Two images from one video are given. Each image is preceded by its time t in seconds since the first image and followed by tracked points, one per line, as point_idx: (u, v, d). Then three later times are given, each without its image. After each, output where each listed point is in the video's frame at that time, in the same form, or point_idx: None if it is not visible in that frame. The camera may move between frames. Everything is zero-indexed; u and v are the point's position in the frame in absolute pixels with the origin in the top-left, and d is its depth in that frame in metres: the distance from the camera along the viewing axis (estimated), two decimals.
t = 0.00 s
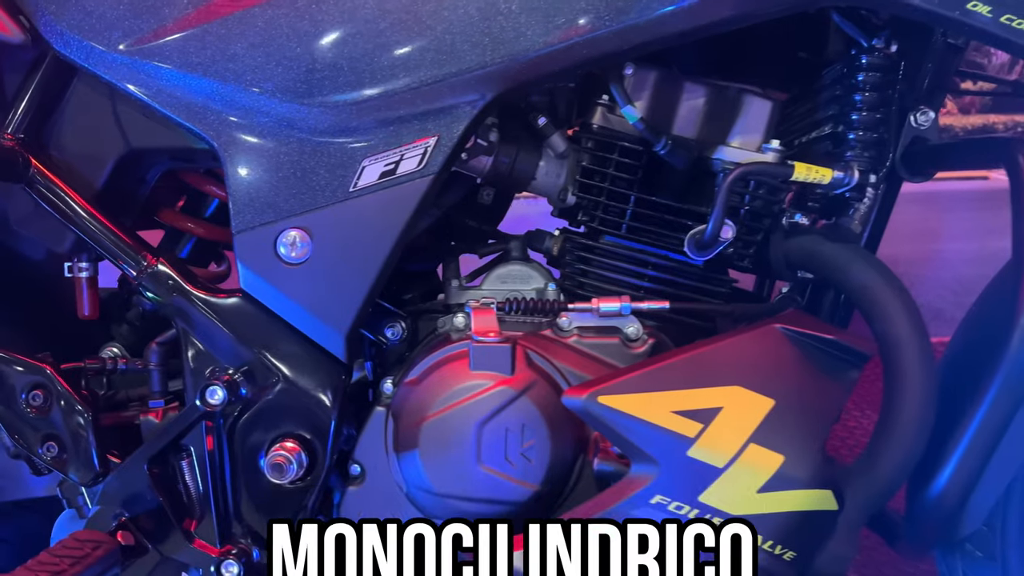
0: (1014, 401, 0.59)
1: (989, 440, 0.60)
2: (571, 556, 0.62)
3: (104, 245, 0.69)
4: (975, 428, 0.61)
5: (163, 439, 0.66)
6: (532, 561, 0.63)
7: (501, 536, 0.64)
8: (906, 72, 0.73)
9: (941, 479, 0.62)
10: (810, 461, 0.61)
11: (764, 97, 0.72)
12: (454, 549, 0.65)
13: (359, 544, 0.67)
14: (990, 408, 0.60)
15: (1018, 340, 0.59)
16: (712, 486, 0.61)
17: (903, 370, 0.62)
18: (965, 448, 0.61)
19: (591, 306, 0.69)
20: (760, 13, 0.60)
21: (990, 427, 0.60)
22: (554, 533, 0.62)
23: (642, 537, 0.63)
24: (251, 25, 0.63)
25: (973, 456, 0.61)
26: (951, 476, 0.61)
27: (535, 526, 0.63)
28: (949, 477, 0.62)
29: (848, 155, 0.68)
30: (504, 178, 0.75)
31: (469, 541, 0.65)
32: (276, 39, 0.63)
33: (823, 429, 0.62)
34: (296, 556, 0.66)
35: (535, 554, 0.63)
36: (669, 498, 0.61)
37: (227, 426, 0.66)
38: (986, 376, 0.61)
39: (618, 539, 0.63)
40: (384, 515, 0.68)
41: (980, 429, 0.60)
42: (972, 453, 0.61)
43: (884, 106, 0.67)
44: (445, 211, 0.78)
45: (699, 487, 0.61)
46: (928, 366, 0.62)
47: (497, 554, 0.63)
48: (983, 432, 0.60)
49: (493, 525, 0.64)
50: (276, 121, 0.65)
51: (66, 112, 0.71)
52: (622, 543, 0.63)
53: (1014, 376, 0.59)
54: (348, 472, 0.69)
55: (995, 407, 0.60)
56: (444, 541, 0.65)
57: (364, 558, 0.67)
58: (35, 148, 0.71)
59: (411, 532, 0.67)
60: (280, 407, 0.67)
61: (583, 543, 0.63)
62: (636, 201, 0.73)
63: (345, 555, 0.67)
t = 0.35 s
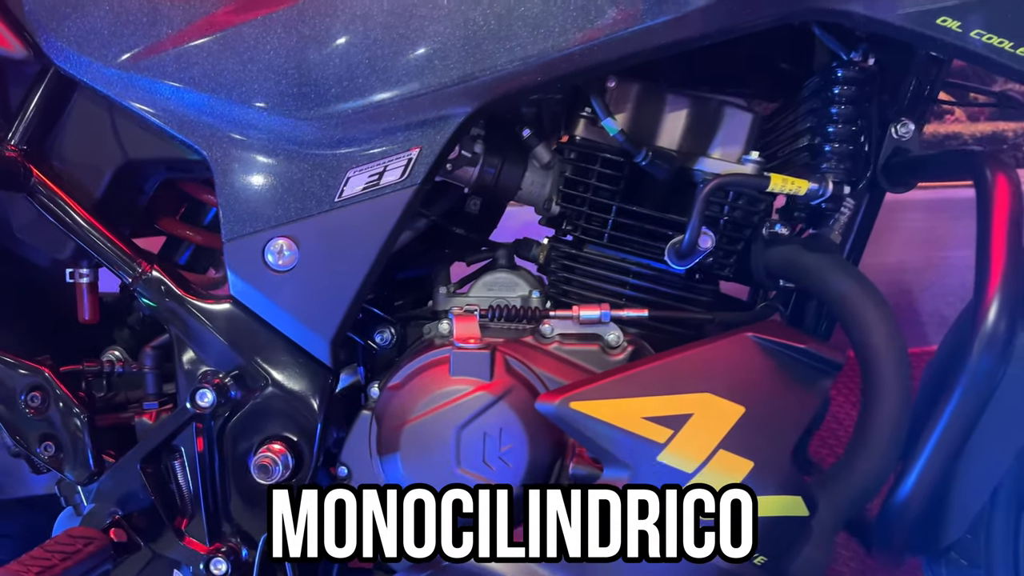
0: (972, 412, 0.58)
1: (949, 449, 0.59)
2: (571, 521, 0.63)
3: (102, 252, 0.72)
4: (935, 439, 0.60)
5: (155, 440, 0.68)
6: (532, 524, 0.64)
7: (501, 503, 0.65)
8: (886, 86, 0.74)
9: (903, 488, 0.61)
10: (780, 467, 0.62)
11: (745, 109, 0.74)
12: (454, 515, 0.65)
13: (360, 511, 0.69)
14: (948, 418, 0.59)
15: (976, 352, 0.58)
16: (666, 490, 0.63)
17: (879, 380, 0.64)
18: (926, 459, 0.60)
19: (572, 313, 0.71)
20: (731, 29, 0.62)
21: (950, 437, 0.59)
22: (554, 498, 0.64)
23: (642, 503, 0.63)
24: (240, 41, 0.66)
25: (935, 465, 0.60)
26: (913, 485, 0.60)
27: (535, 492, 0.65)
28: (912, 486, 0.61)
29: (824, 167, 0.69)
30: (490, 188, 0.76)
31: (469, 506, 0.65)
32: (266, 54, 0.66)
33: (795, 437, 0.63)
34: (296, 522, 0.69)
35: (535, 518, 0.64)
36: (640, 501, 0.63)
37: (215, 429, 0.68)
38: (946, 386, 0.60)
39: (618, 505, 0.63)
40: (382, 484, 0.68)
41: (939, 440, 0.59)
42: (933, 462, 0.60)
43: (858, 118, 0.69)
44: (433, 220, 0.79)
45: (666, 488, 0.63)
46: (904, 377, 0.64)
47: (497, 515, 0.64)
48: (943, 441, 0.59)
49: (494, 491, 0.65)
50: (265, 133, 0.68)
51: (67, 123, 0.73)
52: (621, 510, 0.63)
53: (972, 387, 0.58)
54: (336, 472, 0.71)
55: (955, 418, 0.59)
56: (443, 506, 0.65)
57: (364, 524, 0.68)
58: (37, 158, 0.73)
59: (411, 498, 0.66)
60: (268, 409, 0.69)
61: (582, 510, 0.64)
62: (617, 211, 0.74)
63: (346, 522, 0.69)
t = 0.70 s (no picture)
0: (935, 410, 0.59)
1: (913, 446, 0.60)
2: (571, 521, 0.63)
3: (99, 253, 0.74)
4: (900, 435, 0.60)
5: (148, 436, 0.70)
6: (531, 524, 0.65)
7: (501, 503, 0.66)
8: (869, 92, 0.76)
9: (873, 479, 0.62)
10: (753, 468, 0.63)
11: (726, 115, 0.75)
12: (455, 514, 0.66)
13: (361, 511, 0.69)
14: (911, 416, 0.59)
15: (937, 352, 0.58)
16: (649, 490, 0.63)
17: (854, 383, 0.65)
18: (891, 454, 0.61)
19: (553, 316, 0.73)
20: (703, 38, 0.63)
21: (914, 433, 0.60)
22: (554, 499, 0.65)
23: (641, 504, 0.63)
24: (231, 51, 0.69)
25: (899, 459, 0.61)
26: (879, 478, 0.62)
27: (535, 492, 0.66)
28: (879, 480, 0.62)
29: (801, 172, 0.69)
30: (477, 193, 0.78)
31: (469, 505, 0.66)
32: (255, 64, 0.68)
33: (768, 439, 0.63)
34: (296, 522, 0.70)
35: (535, 519, 0.65)
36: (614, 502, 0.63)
37: (206, 425, 0.71)
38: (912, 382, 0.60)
39: (618, 505, 0.63)
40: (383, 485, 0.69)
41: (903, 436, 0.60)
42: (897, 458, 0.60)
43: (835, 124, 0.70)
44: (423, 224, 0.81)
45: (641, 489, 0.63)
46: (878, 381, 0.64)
47: (498, 515, 0.66)
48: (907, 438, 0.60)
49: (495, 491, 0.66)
50: (254, 140, 0.70)
51: (68, 131, 0.76)
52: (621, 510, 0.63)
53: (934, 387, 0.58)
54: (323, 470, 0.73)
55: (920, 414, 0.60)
56: (443, 506, 0.67)
57: (364, 524, 0.69)
58: (39, 164, 0.76)
59: (411, 498, 0.67)
60: (256, 406, 0.71)
61: (581, 511, 0.64)
62: (600, 215, 0.76)
63: (346, 522, 0.69)
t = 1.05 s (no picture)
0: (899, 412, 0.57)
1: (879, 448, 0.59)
2: (571, 521, 0.64)
3: (95, 253, 0.76)
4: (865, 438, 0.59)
5: (139, 430, 0.73)
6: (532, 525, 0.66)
7: (502, 504, 0.67)
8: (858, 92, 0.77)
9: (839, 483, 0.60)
10: (724, 466, 0.64)
11: (708, 118, 0.76)
12: (456, 513, 0.67)
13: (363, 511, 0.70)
14: (876, 418, 0.58)
15: (901, 353, 0.57)
16: (644, 489, 0.64)
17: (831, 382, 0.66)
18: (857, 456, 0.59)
19: (534, 315, 0.74)
20: (674, 43, 0.64)
21: (879, 436, 0.58)
22: (554, 500, 0.65)
23: (641, 503, 0.64)
24: (221, 58, 0.71)
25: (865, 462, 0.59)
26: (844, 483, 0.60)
27: (535, 492, 0.65)
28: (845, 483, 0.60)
29: (778, 175, 0.70)
30: (463, 194, 0.80)
31: (469, 505, 0.67)
32: (244, 70, 0.71)
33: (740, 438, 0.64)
34: (296, 522, 0.71)
35: (535, 520, 0.65)
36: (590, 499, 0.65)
37: (196, 420, 0.73)
38: (877, 384, 0.59)
39: (617, 505, 0.64)
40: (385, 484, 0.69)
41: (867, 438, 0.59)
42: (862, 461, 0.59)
43: (812, 127, 0.70)
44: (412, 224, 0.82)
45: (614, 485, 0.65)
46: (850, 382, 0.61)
47: (498, 515, 0.66)
48: (872, 440, 0.59)
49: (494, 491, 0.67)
50: (243, 143, 0.72)
51: (67, 134, 0.79)
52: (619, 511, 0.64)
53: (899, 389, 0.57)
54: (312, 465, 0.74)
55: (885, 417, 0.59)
56: (444, 506, 0.67)
57: (365, 524, 0.70)
58: (40, 166, 0.79)
59: (411, 498, 0.68)
60: (244, 402, 0.73)
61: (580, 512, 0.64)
62: (583, 217, 0.77)
63: (346, 522, 0.70)
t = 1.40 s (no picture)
0: (869, 418, 0.56)
1: (850, 454, 0.57)
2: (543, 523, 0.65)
3: (93, 254, 0.78)
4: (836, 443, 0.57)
5: (134, 427, 0.75)
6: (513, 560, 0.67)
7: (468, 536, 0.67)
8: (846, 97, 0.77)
9: (808, 488, 0.59)
10: (701, 468, 0.64)
11: (694, 123, 0.77)
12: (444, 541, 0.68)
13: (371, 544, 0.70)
14: (846, 423, 0.57)
15: (871, 355, 0.56)
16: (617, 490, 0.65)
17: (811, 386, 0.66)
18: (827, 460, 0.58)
19: (520, 317, 0.75)
20: (653, 50, 0.65)
21: (849, 441, 0.57)
22: (540, 535, 0.66)
23: (607, 537, 0.65)
24: (214, 64, 0.73)
25: (834, 468, 0.58)
26: (814, 489, 0.59)
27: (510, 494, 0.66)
28: (816, 487, 0.59)
29: (760, 179, 0.71)
30: (453, 198, 0.81)
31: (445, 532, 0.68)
32: (236, 76, 0.72)
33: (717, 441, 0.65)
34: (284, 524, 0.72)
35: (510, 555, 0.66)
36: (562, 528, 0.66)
37: (188, 417, 0.75)
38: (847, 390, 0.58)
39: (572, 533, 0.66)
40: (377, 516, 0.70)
41: (837, 444, 0.57)
42: (832, 467, 0.58)
43: (795, 132, 0.71)
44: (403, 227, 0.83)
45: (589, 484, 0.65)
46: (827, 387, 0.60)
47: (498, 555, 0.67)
48: (841, 445, 0.57)
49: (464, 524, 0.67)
50: (234, 148, 0.74)
51: (67, 138, 0.81)
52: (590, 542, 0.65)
53: (869, 392, 0.56)
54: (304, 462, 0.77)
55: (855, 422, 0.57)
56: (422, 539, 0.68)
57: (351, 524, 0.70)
58: (42, 170, 0.81)
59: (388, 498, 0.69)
60: (236, 400, 0.74)
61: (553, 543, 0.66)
62: (570, 220, 0.78)
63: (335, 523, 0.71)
